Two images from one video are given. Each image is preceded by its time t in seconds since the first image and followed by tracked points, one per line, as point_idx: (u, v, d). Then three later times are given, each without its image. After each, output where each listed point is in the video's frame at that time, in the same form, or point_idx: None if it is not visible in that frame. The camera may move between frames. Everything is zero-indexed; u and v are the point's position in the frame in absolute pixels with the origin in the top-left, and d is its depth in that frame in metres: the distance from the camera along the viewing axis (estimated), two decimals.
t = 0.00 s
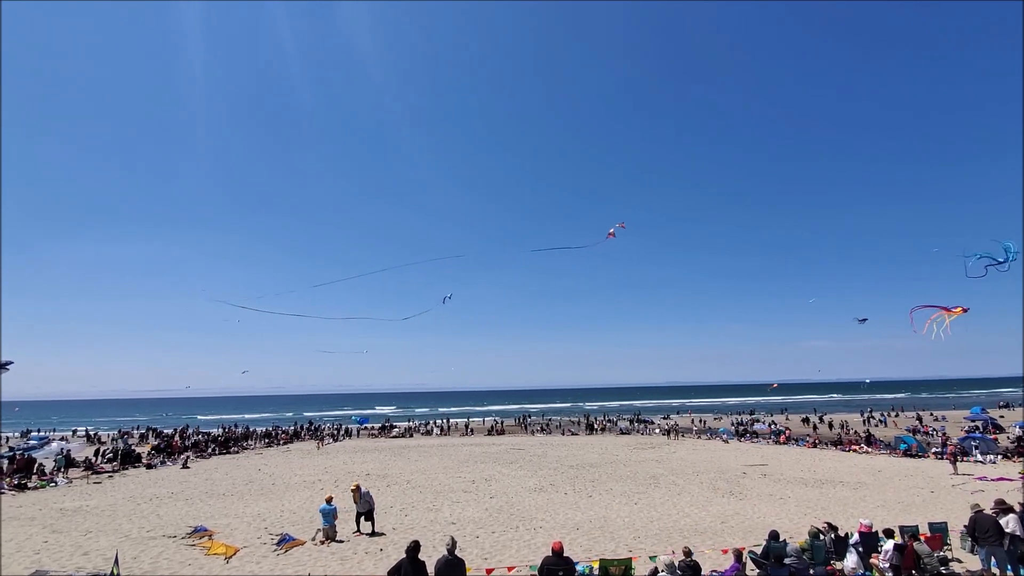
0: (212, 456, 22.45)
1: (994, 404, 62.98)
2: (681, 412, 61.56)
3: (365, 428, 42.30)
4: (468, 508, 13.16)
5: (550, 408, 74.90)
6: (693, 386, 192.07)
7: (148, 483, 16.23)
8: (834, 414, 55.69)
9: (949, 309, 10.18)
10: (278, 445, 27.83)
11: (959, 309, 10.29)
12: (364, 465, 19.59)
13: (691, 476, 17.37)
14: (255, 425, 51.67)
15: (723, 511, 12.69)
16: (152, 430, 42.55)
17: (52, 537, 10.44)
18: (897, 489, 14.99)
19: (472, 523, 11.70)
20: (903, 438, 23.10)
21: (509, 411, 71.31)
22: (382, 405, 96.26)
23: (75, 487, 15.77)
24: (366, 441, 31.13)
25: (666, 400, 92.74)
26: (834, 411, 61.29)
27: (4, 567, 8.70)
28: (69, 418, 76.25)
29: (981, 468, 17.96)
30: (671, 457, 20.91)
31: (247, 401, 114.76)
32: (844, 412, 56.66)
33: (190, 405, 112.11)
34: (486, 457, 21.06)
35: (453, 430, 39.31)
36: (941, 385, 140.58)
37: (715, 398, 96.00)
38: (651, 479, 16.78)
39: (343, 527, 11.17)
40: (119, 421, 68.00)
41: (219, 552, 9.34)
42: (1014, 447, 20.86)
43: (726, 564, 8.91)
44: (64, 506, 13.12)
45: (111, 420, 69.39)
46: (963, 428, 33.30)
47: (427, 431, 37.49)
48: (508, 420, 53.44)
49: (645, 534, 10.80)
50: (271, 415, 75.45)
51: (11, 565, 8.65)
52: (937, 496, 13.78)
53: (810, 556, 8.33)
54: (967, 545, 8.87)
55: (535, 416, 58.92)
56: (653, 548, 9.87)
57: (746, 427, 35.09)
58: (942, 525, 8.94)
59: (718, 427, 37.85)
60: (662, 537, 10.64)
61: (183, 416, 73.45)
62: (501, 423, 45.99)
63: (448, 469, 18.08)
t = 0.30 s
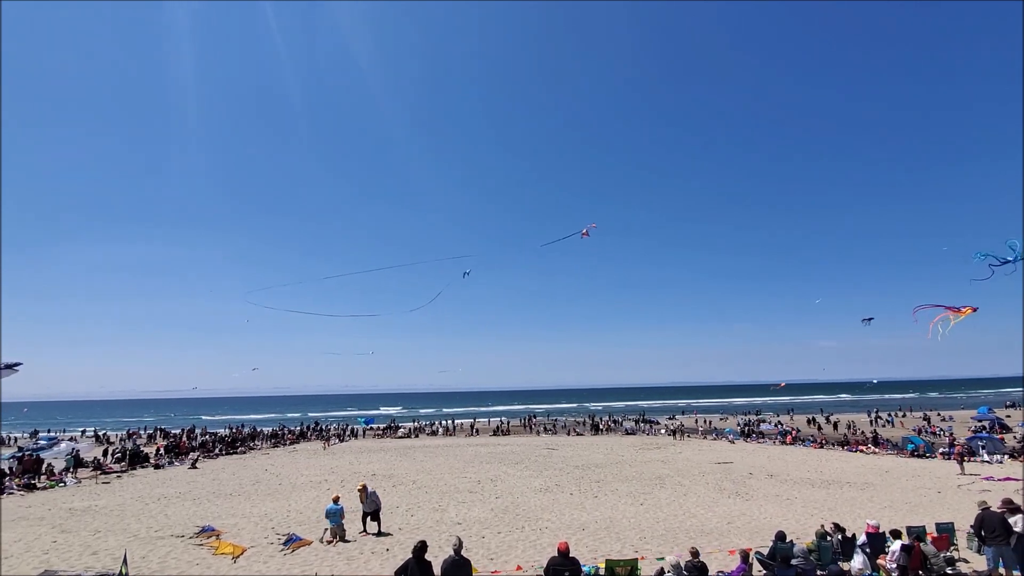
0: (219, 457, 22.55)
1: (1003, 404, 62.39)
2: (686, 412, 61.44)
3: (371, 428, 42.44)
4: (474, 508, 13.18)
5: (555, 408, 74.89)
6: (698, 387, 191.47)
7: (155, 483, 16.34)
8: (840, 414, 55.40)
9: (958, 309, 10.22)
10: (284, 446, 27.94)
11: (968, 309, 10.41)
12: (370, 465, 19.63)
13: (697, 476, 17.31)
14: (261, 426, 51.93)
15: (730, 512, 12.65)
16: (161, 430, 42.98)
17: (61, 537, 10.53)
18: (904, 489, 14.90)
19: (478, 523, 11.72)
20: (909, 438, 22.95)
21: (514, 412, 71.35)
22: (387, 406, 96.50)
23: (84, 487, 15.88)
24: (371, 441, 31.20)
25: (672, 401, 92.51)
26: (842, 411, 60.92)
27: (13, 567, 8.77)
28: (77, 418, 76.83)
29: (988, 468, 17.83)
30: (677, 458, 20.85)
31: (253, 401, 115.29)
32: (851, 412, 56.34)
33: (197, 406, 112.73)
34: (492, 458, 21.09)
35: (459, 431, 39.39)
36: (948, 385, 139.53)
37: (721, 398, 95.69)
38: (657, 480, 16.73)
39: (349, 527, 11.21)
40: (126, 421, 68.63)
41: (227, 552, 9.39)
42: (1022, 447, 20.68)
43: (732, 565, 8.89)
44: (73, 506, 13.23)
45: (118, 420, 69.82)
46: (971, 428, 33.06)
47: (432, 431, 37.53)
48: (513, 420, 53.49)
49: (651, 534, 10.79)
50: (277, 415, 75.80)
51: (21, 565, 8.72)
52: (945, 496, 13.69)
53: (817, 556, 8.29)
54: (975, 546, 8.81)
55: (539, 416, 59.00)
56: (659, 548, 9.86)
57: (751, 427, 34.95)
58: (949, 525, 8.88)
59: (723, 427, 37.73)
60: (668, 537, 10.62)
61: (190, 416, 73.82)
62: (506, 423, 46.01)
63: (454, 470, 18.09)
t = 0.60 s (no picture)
0: (237, 456, 22.85)
1: None
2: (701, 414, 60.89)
3: (385, 429, 42.74)
4: (488, 509, 13.18)
5: (569, 410, 74.72)
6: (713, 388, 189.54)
7: (175, 481, 16.63)
8: (859, 416, 54.36)
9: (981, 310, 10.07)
10: (300, 445, 28.23)
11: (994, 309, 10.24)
12: (385, 465, 19.74)
13: (713, 479, 17.14)
14: (278, 426, 52.50)
15: (746, 515, 12.51)
16: (181, 429, 43.78)
17: (85, 533, 10.75)
18: (925, 493, 14.61)
19: (492, 523, 11.73)
20: (930, 441, 22.45)
21: (527, 412, 71.32)
22: (401, 407, 97.10)
23: (107, 485, 16.20)
24: (386, 441, 31.41)
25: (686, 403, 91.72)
26: (861, 413, 59.87)
27: (39, 563, 8.97)
28: (99, 417, 78.46)
29: (1013, 471, 17.38)
30: (692, 460, 20.67)
31: (269, 402, 116.66)
32: (871, 415, 55.33)
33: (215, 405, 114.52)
34: (506, 458, 21.10)
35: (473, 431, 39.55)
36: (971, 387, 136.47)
37: (737, 399, 94.60)
38: (672, 482, 16.58)
39: (365, 527, 11.28)
40: (146, 420, 70.00)
41: (245, 550, 9.51)
42: None
43: (750, 568, 8.79)
44: (96, 503, 13.51)
45: (139, 419, 71.19)
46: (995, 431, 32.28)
47: (446, 432, 37.57)
48: (527, 421, 53.52)
49: (666, 536, 10.71)
50: (292, 415, 76.58)
51: (45, 561, 8.92)
52: (967, 500, 13.40)
53: (837, 561, 8.15)
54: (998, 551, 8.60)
55: (553, 417, 58.96)
56: (674, 551, 9.78)
57: (768, 429, 34.44)
58: (971, 530, 8.68)
59: (740, 430, 37.27)
60: (684, 540, 10.52)
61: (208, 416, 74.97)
62: (520, 424, 46.03)
63: (468, 471, 18.12)
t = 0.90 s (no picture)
0: (263, 455, 23.32)
1: None
2: (724, 416, 60.00)
3: (406, 429, 43.16)
4: (509, 510, 13.19)
5: (589, 412, 74.33)
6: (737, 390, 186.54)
7: (204, 478, 17.03)
8: (889, 420, 52.85)
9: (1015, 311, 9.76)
10: (324, 445, 28.65)
11: None
12: (407, 465, 19.90)
13: (737, 482, 16.86)
14: (302, 426, 53.32)
15: (771, 520, 12.29)
16: (209, 428, 44.85)
17: (119, 528, 11.10)
18: (958, 499, 14.15)
19: (513, 524, 11.74)
20: (963, 446, 21.72)
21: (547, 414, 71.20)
22: (422, 408, 97.87)
23: (139, 481, 16.65)
24: (408, 441, 31.69)
25: (709, 405, 90.61)
26: (891, 417, 58.21)
27: (75, 557, 9.28)
28: (131, 416, 80.91)
29: None
30: (715, 463, 20.38)
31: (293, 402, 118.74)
32: (901, 419, 53.79)
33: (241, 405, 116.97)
34: (526, 460, 21.09)
35: (493, 432, 39.67)
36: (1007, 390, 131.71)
37: (762, 402, 93.04)
38: (695, 485, 16.36)
39: (387, 526, 11.39)
40: (175, 419, 71.88)
41: (271, 547, 9.69)
42: None
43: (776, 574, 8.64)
44: (129, 499, 13.93)
45: (168, 418, 73.14)
46: None
47: (466, 432, 37.67)
48: (547, 422, 53.50)
49: (689, 540, 10.58)
50: (315, 415, 77.68)
51: (82, 555, 9.23)
52: (1003, 507, 12.94)
53: (866, 568, 7.90)
54: None
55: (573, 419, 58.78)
56: (697, 555, 9.66)
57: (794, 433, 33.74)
58: (1006, 537, 8.38)
59: (764, 433, 36.61)
60: (707, 544, 10.38)
61: (234, 416, 76.67)
62: (540, 426, 46.01)
63: (489, 471, 18.16)
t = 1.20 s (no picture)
0: (291, 452, 23.81)
1: None
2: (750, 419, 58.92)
3: (430, 429, 43.52)
4: (532, 510, 13.18)
5: (612, 413, 73.81)
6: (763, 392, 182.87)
7: (234, 475, 17.47)
8: (925, 424, 51.08)
9: None
10: (350, 443, 29.09)
11: None
12: (430, 464, 20.06)
13: (764, 486, 16.53)
14: (328, 425, 54.29)
15: (801, 525, 12.00)
16: (239, 426, 45.98)
17: (154, 522, 11.46)
18: (997, 507, 13.61)
19: (536, 525, 11.73)
20: (1002, 451, 20.89)
21: (569, 415, 70.95)
22: (444, 408, 98.58)
23: (172, 477, 17.13)
24: (431, 441, 31.97)
25: (735, 407, 88.99)
26: (926, 421, 56.37)
27: (112, 549, 9.62)
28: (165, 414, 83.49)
29: None
30: (742, 467, 20.01)
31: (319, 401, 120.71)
32: (937, 423, 52.01)
33: (269, 404, 119.51)
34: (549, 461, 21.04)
35: (516, 433, 39.71)
36: None
37: (789, 405, 91.08)
38: (721, 489, 16.08)
39: (411, 525, 11.50)
40: (207, 417, 73.93)
41: (299, 543, 9.88)
42: None
43: None
44: (163, 494, 14.38)
45: (200, 416, 75.24)
46: None
47: (489, 433, 37.74)
48: (570, 423, 53.31)
49: (715, 545, 10.41)
50: (340, 415, 78.84)
51: (119, 548, 9.57)
52: None
53: None
54: None
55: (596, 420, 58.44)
56: (724, 560, 9.50)
57: (824, 437, 32.87)
58: None
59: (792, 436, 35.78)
60: (734, 549, 10.21)
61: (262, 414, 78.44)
62: (563, 427, 45.90)
63: (511, 472, 18.18)
